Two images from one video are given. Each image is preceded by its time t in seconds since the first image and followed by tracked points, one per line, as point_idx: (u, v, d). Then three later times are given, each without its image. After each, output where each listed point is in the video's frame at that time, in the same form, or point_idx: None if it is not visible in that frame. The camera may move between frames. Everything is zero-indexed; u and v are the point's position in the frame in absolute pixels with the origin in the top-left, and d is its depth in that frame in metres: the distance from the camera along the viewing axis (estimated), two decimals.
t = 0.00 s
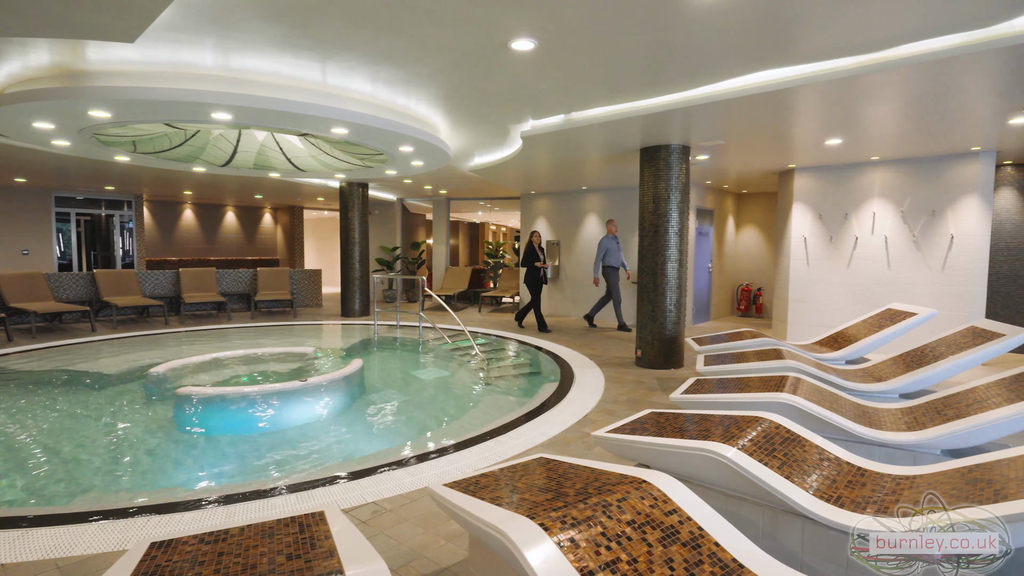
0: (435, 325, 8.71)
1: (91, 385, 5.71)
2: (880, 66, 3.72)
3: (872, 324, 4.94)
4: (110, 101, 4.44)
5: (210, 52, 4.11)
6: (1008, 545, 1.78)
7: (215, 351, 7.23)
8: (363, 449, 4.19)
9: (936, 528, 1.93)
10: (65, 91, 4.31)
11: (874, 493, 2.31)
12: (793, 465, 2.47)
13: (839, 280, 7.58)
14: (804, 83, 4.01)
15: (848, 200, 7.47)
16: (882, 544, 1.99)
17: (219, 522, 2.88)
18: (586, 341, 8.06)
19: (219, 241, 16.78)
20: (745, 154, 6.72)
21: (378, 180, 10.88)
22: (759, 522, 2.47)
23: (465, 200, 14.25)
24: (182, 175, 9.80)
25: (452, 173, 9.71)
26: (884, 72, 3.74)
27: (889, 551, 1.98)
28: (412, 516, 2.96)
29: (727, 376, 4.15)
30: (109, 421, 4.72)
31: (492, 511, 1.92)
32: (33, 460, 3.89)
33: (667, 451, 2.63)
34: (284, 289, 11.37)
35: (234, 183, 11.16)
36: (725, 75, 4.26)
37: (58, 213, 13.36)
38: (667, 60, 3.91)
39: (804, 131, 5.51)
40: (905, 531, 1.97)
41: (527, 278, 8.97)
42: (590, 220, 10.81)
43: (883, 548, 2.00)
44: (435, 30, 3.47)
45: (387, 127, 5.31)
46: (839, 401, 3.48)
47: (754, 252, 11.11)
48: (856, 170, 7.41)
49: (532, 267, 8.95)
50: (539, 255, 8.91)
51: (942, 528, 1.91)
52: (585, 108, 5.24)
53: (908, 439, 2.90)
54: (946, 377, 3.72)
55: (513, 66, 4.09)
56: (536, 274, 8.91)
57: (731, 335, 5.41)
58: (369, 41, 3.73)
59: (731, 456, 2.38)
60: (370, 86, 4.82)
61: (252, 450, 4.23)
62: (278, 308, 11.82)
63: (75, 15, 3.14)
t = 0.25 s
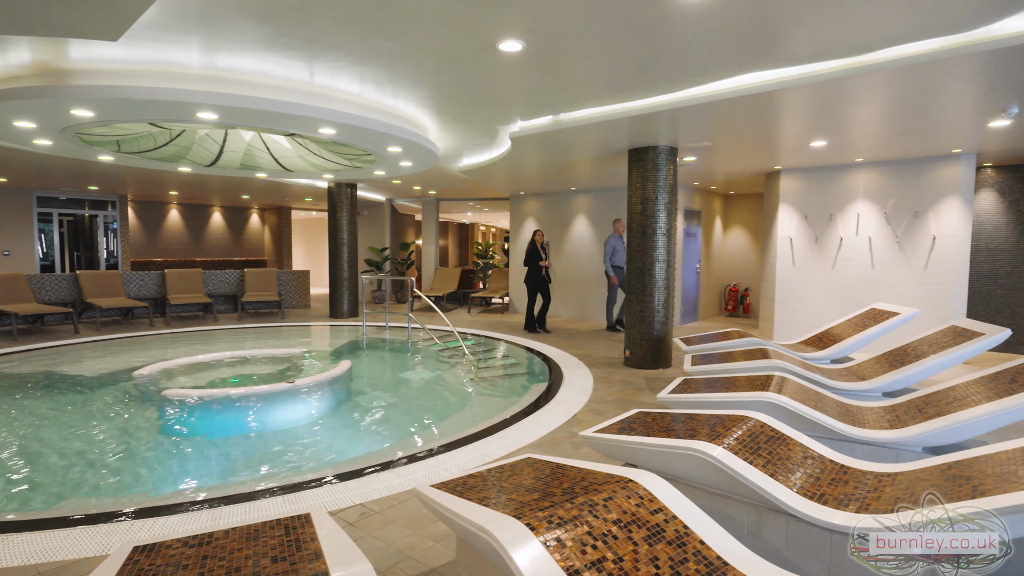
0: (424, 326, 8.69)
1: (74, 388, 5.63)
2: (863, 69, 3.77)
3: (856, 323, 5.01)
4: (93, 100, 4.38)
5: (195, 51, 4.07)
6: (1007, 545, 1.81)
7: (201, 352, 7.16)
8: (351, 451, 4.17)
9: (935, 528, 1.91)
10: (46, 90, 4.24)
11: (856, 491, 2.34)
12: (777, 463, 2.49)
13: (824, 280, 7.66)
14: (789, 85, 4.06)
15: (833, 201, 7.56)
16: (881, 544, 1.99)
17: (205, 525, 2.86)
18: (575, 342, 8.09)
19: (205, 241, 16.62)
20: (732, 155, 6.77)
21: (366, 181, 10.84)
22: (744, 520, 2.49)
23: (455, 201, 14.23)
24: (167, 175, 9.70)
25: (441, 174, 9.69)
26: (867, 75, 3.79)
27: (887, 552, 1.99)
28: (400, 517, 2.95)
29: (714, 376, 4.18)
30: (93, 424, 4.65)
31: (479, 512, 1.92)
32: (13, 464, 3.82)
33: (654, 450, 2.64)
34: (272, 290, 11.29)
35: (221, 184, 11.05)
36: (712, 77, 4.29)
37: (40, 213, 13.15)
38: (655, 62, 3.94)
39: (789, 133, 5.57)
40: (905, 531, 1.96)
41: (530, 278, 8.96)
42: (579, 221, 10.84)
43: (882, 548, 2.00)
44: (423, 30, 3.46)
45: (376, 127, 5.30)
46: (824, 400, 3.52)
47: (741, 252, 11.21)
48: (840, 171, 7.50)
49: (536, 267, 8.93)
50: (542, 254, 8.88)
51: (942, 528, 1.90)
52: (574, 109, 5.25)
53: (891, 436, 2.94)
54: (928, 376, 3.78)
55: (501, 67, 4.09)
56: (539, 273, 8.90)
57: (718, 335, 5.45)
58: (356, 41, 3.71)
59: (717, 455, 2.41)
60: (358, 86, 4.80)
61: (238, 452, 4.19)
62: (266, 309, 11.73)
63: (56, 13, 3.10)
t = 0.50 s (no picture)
0: (413, 327, 8.67)
1: (56, 391, 5.55)
2: (847, 72, 3.83)
3: (841, 323, 5.07)
4: (75, 99, 4.32)
5: (180, 50, 4.03)
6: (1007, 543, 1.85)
7: (187, 354, 7.09)
8: (339, 453, 4.15)
9: (936, 528, 1.89)
10: (27, 88, 4.18)
11: (839, 488, 2.37)
12: (762, 462, 2.52)
13: (810, 281, 7.75)
14: (775, 88, 4.11)
15: (818, 202, 7.65)
16: (882, 544, 2.01)
17: (190, 529, 2.83)
18: (564, 342, 8.11)
19: (192, 242, 16.44)
20: (719, 157, 6.83)
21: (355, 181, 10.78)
22: (729, 518, 2.51)
23: (444, 201, 14.20)
24: (152, 174, 9.59)
25: (430, 175, 9.68)
26: (851, 78, 3.85)
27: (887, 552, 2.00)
28: (388, 519, 2.94)
29: (702, 375, 4.22)
30: (75, 427, 4.58)
31: (466, 513, 1.93)
32: None
33: (640, 450, 2.66)
34: (259, 291, 11.20)
35: (207, 184, 10.95)
36: (698, 79, 4.33)
37: (21, 213, 12.95)
38: (642, 63, 3.96)
39: (775, 135, 5.62)
40: (905, 531, 1.95)
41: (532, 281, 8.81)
42: (567, 222, 10.87)
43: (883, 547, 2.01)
44: (411, 31, 3.46)
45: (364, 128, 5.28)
46: (808, 399, 3.56)
47: (728, 253, 11.31)
48: (825, 173, 7.60)
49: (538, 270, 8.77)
50: (544, 257, 8.73)
51: (942, 528, 1.89)
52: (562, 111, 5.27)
53: (872, 434, 2.98)
54: (911, 375, 3.84)
55: (489, 68, 4.10)
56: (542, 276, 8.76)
57: (706, 335, 5.50)
58: (344, 41, 3.70)
59: (704, 454, 2.42)
60: (345, 86, 4.78)
61: (225, 454, 4.16)
62: (253, 310, 11.63)
63: (37, 11, 3.05)
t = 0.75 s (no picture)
0: (400, 328, 8.63)
1: (33, 395, 5.45)
2: (828, 76, 3.89)
3: (823, 323, 5.14)
4: (53, 98, 4.25)
5: (161, 49, 3.98)
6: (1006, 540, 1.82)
7: (168, 357, 6.99)
8: (325, 455, 4.12)
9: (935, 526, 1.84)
10: (3, 86, 4.10)
11: (820, 486, 2.40)
12: (744, 461, 2.55)
13: (793, 281, 7.86)
14: (757, 92, 4.16)
15: (800, 204, 7.76)
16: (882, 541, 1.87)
17: (171, 534, 2.79)
18: (551, 343, 8.12)
19: (174, 242, 16.22)
20: (703, 159, 6.90)
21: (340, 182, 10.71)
22: (712, 517, 2.54)
23: (431, 202, 14.17)
24: (133, 174, 9.44)
25: (416, 176, 9.65)
26: (831, 82, 3.92)
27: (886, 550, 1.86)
28: (373, 521, 2.93)
29: (687, 375, 4.25)
30: (53, 432, 4.50)
31: (450, 514, 1.93)
32: None
33: (625, 449, 2.68)
34: (243, 293, 11.07)
35: (190, 184, 10.81)
36: (682, 82, 4.37)
37: None
38: (627, 66, 3.99)
39: (759, 137, 5.69)
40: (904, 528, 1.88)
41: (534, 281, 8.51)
42: (554, 223, 10.90)
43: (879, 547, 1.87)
44: (395, 32, 3.44)
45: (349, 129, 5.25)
46: (790, 399, 3.61)
47: (713, 254, 11.42)
48: (807, 175, 7.71)
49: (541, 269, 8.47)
50: (546, 256, 8.46)
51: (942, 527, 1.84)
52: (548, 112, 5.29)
53: (852, 432, 3.04)
54: (890, 374, 3.91)
55: (475, 69, 4.10)
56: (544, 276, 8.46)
57: (691, 335, 5.54)
58: (329, 41, 3.68)
59: (687, 454, 2.45)
60: (330, 87, 4.75)
61: (208, 458, 4.11)
62: (237, 311, 11.50)
63: (12, 8, 2.99)
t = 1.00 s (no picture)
0: (390, 330, 8.61)
1: (16, 398, 5.37)
2: (813, 79, 3.94)
3: (809, 323, 5.19)
4: (37, 96, 4.19)
5: (147, 48, 3.95)
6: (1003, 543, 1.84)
7: (155, 359, 6.92)
8: (314, 457, 4.10)
9: (936, 528, 1.90)
10: None
11: (805, 484, 2.43)
12: (731, 460, 2.57)
13: (781, 282, 7.93)
14: (744, 94, 4.20)
15: (788, 206, 7.84)
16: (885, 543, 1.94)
17: (157, 537, 2.77)
18: (541, 344, 8.14)
19: (161, 243, 16.06)
20: (692, 160, 6.95)
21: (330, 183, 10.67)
22: (700, 515, 2.56)
23: (421, 203, 14.14)
24: (119, 175, 9.34)
25: (407, 177, 9.63)
26: (817, 85, 3.96)
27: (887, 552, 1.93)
28: (362, 523, 2.92)
29: (676, 376, 4.28)
30: (37, 435, 4.43)
31: (439, 515, 1.93)
32: None
33: (613, 450, 2.69)
34: (232, 294, 10.98)
35: (177, 184, 10.71)
36: (670, 84, 4.40)
37: None
38: (616, 68, 4.01)
39: (746, 139, 5.74)
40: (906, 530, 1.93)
41: (536, 283, 8.45)
42: (544, 224, 10.92)
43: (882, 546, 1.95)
44: (384, 33, 3.44)
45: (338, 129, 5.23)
46: (776, 398, 3.65)
47: (702, 255, 11.50)
48: (795, 177, 7.79)
49: (543, 271, 8.41)
50: (549, 258, 8.44)
51: (942, 528, 1.90)
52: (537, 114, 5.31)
53: (838, 431, 3.07)
54: (875, 373, 3.96)
55: (464, 70, 4.10)
56: (546, 278, 8.40)
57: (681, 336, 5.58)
58: (317, 42, 3.67)
59: (675, 453, 2.46)
60: (319, 87, 4.73)
61: (195, 461, 4.07)
62: (225, 313, 11.40)
63: None
